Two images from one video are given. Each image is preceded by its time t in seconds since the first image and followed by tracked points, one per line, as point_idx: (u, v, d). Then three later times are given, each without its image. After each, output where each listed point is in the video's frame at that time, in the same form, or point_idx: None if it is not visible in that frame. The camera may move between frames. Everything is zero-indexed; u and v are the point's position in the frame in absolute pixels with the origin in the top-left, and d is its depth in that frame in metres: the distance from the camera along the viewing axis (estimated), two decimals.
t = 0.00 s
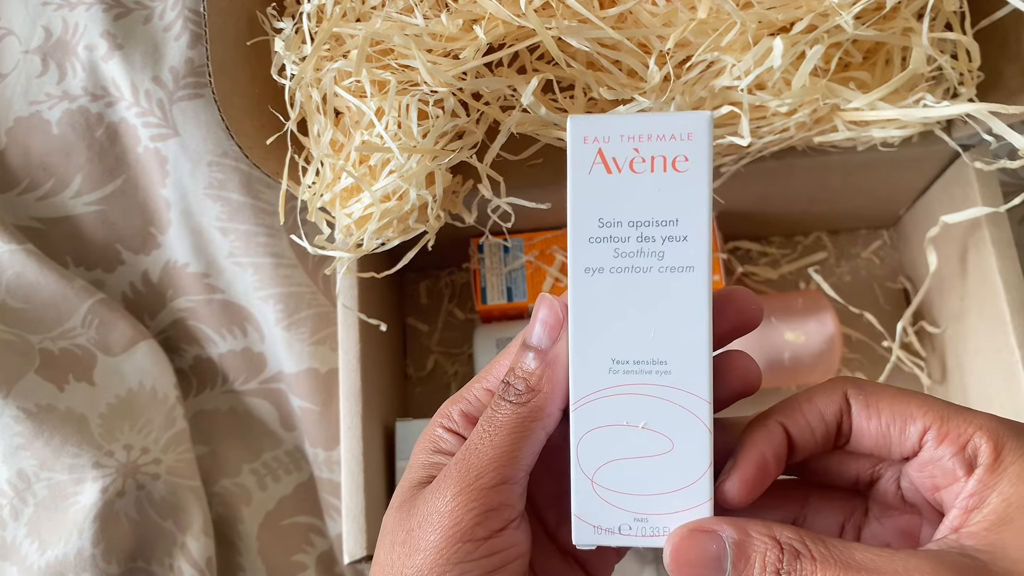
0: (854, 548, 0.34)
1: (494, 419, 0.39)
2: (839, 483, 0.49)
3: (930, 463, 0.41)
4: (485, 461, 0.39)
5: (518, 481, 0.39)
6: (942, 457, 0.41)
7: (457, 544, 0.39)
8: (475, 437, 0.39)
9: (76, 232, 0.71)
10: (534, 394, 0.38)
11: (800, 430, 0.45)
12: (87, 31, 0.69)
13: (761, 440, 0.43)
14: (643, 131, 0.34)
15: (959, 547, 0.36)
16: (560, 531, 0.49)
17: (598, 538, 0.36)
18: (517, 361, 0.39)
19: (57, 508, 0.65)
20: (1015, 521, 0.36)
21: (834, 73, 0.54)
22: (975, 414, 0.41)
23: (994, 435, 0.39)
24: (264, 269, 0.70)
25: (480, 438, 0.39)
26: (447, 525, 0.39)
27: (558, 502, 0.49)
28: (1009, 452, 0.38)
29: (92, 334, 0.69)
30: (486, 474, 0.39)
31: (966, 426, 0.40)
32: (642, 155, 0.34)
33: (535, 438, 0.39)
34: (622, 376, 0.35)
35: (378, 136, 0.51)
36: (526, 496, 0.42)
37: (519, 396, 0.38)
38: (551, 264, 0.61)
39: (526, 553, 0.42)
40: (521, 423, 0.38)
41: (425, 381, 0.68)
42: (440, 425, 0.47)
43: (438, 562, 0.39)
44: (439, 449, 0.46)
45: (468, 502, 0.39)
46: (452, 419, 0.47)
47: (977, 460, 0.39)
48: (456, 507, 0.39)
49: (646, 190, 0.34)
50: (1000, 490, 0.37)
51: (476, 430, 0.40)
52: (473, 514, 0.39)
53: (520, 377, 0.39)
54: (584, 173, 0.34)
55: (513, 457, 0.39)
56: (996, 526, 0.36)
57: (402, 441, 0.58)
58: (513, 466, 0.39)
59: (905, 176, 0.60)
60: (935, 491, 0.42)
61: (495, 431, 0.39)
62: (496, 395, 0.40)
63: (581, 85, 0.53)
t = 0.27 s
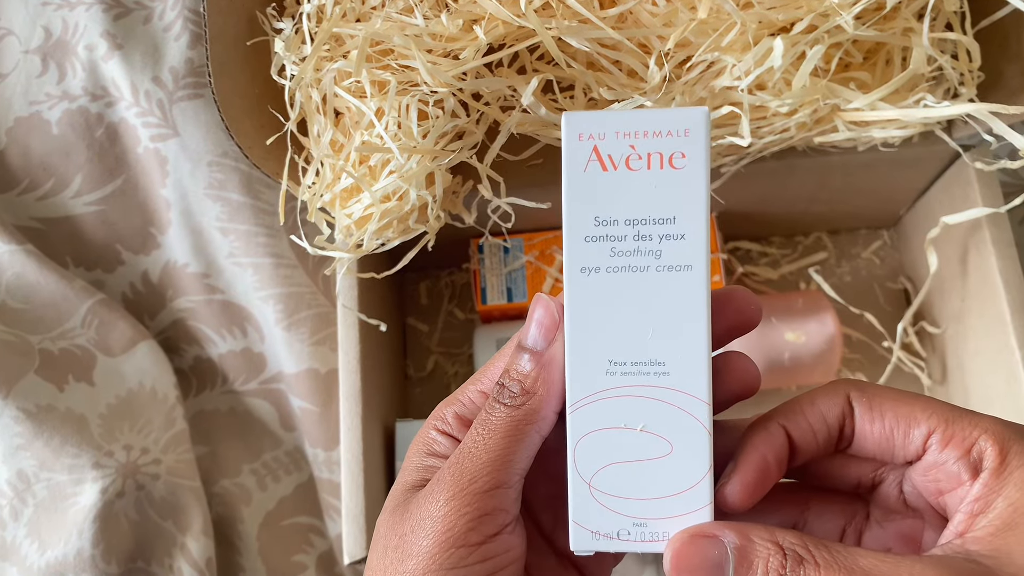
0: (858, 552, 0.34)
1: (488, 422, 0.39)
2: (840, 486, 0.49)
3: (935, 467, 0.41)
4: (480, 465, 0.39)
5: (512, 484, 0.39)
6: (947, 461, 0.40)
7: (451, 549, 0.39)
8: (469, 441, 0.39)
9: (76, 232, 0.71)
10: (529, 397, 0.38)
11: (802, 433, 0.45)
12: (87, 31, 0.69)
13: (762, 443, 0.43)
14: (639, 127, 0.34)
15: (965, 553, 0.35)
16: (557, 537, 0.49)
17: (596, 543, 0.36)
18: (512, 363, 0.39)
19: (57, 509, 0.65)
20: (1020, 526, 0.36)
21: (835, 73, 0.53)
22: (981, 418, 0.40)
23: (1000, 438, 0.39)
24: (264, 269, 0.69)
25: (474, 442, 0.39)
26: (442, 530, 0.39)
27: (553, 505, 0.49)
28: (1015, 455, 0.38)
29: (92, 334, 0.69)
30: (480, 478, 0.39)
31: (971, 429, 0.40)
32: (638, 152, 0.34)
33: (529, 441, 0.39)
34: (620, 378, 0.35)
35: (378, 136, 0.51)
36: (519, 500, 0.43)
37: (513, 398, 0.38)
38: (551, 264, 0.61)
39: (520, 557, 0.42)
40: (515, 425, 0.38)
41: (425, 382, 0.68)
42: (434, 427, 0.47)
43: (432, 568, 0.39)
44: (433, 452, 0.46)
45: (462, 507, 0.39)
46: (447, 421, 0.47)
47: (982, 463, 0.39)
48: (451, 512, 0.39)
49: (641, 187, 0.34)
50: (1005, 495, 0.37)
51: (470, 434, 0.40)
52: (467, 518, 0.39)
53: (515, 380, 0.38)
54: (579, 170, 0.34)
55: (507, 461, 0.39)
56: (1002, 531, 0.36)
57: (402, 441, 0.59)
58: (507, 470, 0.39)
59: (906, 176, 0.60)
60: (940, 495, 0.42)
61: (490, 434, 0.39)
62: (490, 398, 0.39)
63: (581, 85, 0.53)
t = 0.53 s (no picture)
0: (866, 564, 0.33)
1: (489, 430, 0.39)
2: (844, 494, 0.49)
3: (942, 474, 0.41)
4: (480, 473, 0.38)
5: (513, 493, 0.39)
6: (955, 469, 0.40)
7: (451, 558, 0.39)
8: (470, 448, 0.39)
9: (75, 232, 0.71)
10: (530, 404, 0.38)
11: (807, 441, 0.44)
12: (86, 32, 0.69)
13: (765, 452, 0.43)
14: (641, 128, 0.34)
15: (972, 561, 0.35)
16: (558, 544, 0.49)
17: (599, 554, 0.36)
18: (514, 370, 0.39)
19: (57, 509, 0.65)
20: None
21: (835, 73, 0.53)
22: (987, 424, 0.41)
23: (1007, 444, 0.39)
24: (264, 269, 0.69)
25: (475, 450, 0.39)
26: (442, 539, 0.39)
27: (555, 513, 0.49)
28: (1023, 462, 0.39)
29: (91, 335, 0.69)
30: (480, 486, 0.38)
31: (978, 436, 0.40)
32: (642, 156, 0.34)
33: (530, 449, 0.39)
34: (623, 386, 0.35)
35: (378, 136, 0.51)
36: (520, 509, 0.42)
37: (515, 405, 0.38)
38: (551, 264, 0.61)
39: (521, 566, 0.42)
40: (516, 433, 0.38)
41: (424, 382, 0.68)
42: (435, 433, 0.47)
43: None
44: (433, 458, 0.46)
45: (462, 516, 0.39)
46: (447, 427, 0.47)
47: (990, 471, 0.39)
48: (451, 520, 0.39)
49: (645, 192, 0.34)
50: (1013, 502, 0.38)
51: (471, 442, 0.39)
52: (467, 527, 0.39)
53: (516, 387, 0.38)
54: (583, 175, 0.34)
55: (508, 469, 0.39)
56: (1010, 539, 0.36)
57: (402, 442, 0.58)
58: (508, 478, 0.39)
59: (906, 176, 0.60)
60: (946, 502, 0.42)
61: (490, 442, 0.38)
62: (491, 405, 0.39)
63: (581, 85, 0.53)
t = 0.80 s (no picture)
0: (869, 571, 0.33)
1: (490, 441, 0.39)
2: (844, 502, 0.49)
3: (942, 482, 0.42)
4: (481, 484, 0.38)
5: (513, 504, 0.39)
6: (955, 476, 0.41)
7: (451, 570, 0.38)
8: (471, 458, 0.39)
9: (76, 232, 0.71)
10: (531, 414, 0.38)
11: (807, 449, 0.44)
12: (86, 31, 0.69)
13: (768, 460, 0.43)
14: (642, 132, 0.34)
15: (974, 568, 0.35)
16: (559, 553, 0.49)
17: (602, 564, 0.36)
18: (515, 380, 0.39)
19: (57, 509, 0.65)
20: None
21: (835, 72, 0.54)
22: (987, 432, 0.41)
23: (1007, 453, 0.39)
24: (264, 269, 0.69)
25: (476, 461, 0.39)
26: (442, 550, 0.39)
27: (556, 522, 0.49)
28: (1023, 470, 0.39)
29: (91, 334, 0.69)
30: (482, 497, 0.38)
31: (978, 444, 0.40)
32: (642, 168, 0.34)
33: (531, 460, 0.39)
34: (625, 394, 0.35)
35: (378, 136, 0.51)
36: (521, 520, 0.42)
37: (516, 415, 0.38)
38: (551, 264, 0.61)
39: None
40: (517, 444, 0.38)
41: (424, 381, 0.68)
42: (435, 443, 0.47)
43: None
44: (433, 467, 0.46)
45: (462, 527, 0.38)
46: (448, 436, 0.47)
47: (991, 479, 0.39)
48: (451, 532, 0.39)
49: (646, 202, 0.34)
50: (1014, 511, 0.38)
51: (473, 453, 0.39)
52: (468, 538, 0.38)
53: (517, 397, 0.38)
54: (583, 186, 0.34)
55: (509, 480, 0.38)
56: (1011, 547, 0.36)
57: (403, 441, 0.58)
58: (509, 489, 0.39)
59: (905, 176, 0.60)
60: (946, 509, 0.42)
61: (491, 452, 0.39)
62: (493, 416, 0.39)
63: (581, 84, 0.53)
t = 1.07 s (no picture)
0: (875, 566, 0.33)
1: (489, 434, 0.39)
2: (850, 496, 0.49)
3: (950, 475, 0.42)
4: (481, 478, 0.38)
5: (514, 498, 0.39)
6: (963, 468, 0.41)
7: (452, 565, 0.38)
8: (471, 453, 0.39)
9: (76, 232, 0.71)
10: (531, 407, 0.38)
11: (812, 442, 0.44)
12: (86, 31, 0.69)
13: (773, 452, 0.43)
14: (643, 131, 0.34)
15: (983, 562, 0.35)
16: (561, 548, 0.49)
17: (605, 559, 0.36)
18: (516, 373, 0.39)
19: (57, 509, 0.65)
20: None
21: (834, 73, 0.54)
22: (996, 425, 0.41)
23: (1015, 445, 0.39)
24: (264, 269, 0.69)
25: (476, 455, 0.39)
26: (442, 545, 0.39)
27: (558, 517, 0.49)
28: None
29: (91, 334, 0.69)
30: (481, 491, 0.38)
31: (986, 437, 0.40)
32: (643, 157, 0.34)
33: (532, 453, 0.39)
34: (627, 386, 0.35)
35: (378, 136, 0.51)
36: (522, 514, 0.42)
37: (516, 409, 0.38)
38: (551, 264, 0.61)
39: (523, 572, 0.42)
40: (517, 437, 0.38)
41: (424, 381, 0.68)
42: (436, 438, 0.47)
43: None
44: (434, 462, 0.46)
45: (462, 521, 0.38)
46: (450, 431, 0.47)
47: (999, 471, 0.39)
48: (451, 526, 0.39)
49: (646, 192, 0.34)
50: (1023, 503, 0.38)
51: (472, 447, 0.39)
52: (468, 533, 0.39)
53: (518, 391, 0.38)
54: (584, 181, 0.34)
55: (509, 474, 0.38)
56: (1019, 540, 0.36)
57: (403, 440, 0.58)
58: (509, 483, 0.39)
59: (905, 176, 0.60)
60: (954, 502, 0.43)
61: (491, 446, 0.39)
62: (492, 410, 0.39)
63: (580, 85, 0.53)
